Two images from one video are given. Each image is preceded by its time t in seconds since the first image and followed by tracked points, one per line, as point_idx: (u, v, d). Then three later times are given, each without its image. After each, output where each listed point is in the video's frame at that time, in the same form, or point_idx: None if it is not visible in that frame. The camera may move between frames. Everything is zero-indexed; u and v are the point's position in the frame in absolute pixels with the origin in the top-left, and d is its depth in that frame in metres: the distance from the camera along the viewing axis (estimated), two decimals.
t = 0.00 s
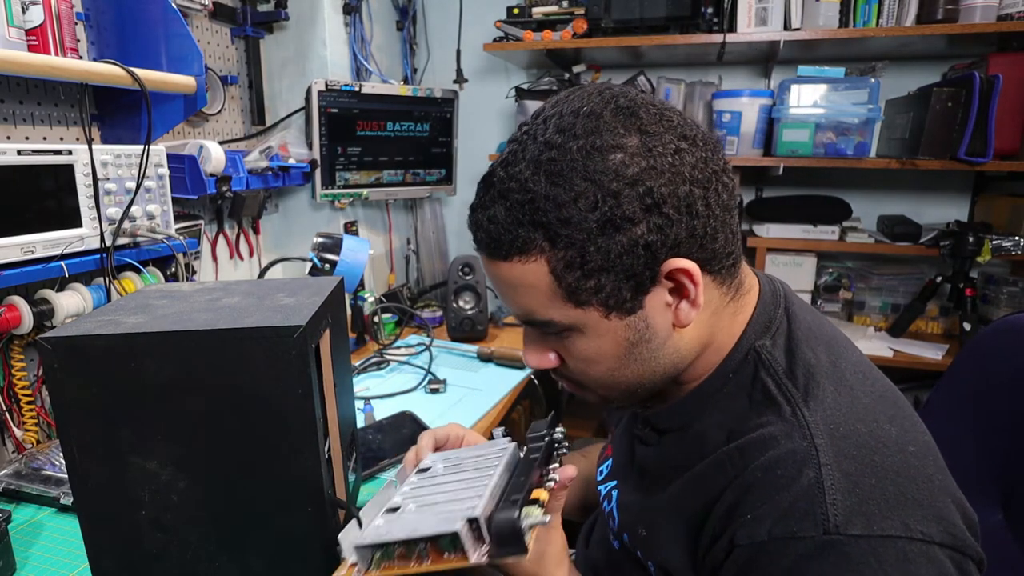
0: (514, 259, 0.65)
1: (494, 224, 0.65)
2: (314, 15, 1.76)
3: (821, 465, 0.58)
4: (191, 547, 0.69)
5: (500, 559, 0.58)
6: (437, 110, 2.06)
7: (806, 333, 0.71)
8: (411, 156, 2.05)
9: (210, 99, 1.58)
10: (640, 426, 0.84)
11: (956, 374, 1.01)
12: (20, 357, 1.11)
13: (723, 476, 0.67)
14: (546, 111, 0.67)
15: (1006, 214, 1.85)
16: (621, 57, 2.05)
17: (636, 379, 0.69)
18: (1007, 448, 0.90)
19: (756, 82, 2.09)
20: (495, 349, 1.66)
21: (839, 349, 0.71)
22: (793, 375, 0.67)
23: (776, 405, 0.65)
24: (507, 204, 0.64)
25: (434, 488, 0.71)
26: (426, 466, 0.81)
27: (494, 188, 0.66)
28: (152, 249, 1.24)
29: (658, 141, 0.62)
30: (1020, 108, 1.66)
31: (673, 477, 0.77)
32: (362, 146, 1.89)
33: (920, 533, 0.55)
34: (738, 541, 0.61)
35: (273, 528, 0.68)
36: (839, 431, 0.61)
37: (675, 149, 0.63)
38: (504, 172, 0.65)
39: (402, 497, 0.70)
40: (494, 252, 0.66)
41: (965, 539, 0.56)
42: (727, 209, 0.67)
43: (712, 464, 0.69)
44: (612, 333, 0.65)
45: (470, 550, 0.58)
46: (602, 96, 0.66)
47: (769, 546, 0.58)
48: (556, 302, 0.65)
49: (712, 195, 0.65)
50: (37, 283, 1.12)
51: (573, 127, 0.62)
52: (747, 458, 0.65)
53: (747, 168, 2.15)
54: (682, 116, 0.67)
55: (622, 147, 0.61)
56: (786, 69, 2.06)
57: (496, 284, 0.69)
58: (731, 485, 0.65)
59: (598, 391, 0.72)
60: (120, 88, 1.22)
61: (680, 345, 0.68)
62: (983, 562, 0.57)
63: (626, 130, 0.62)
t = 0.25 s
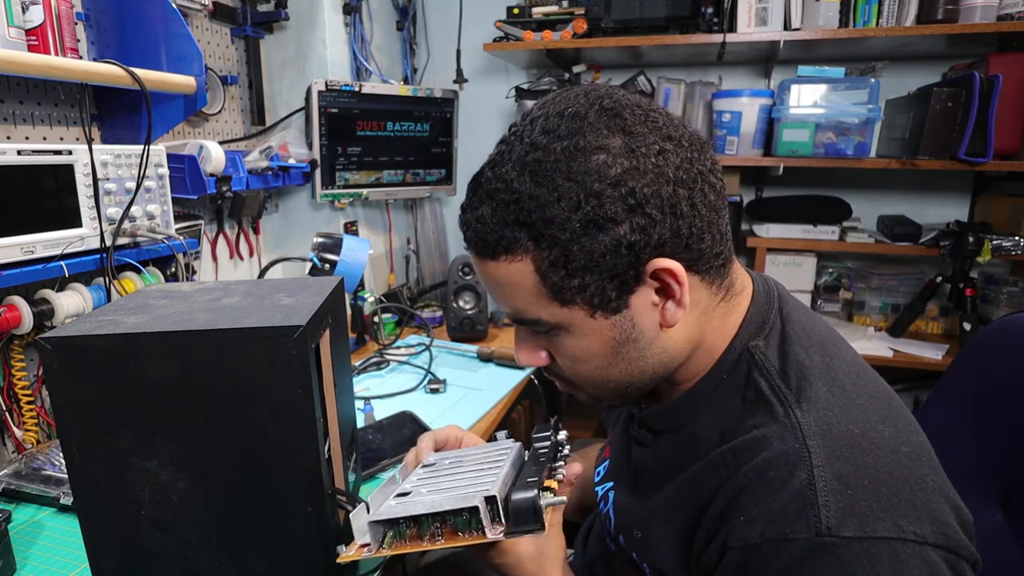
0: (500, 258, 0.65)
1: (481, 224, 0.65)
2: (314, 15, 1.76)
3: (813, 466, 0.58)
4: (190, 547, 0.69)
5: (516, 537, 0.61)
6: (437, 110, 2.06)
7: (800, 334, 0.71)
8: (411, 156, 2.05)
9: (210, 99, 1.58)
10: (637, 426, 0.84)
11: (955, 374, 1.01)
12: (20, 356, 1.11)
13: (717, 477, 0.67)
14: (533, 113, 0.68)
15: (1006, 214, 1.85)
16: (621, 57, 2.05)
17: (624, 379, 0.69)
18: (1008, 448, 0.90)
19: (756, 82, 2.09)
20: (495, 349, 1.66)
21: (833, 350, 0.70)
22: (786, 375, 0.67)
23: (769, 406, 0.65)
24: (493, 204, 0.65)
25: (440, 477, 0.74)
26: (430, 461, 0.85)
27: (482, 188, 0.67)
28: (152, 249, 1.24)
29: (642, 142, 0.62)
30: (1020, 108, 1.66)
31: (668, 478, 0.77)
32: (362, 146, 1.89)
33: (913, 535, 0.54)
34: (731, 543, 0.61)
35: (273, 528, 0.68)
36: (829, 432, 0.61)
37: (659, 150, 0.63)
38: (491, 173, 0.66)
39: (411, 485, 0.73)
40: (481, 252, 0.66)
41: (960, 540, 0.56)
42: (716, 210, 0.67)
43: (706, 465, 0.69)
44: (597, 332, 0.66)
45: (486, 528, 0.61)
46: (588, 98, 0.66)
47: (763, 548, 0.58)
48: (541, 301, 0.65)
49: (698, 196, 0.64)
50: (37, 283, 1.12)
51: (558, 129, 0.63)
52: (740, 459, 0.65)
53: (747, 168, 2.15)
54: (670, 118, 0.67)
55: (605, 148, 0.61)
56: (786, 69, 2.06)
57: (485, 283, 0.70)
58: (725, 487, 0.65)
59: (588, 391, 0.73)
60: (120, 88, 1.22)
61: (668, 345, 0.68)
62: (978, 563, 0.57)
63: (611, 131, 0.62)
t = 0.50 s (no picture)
0: (492, 257, 0.65)
1: (473, 224, 0.65)
2: (314, 15, 1.76)
3: (811, 469, 0.58)
4: (191, 547, 0.69)
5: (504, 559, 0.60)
6: (437, 110, 2.06)
7: (797, 335, 0.71)
8: (411, 156, 2.05)
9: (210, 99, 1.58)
10: (635, 428, 0.84)
11: (955, 374, 1.01)
12: (20, 357, 1.11)
13: (716, 480, 0.67)
14: (524, 114, 0.68)
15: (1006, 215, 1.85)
16: (621, 57, 2.05)
17: (618, 379, 0.69)
18: (1009, 448, 0.90)
19: (756, 82, 2.09)
20: (495, 349, 1.66)
21: (830, 351, 0.70)
22: (782, 376, 0.67)
23: (766, 408, 0.65)
24: (485, 203, 0.65)
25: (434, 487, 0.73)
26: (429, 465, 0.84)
27: (474, 188, 0.67)
28: (152, 249, 1.24)
29: (632, 141, 0.62)
30: (1020, 108, 1.66)
31: (666, 480, 0.77)
32: (362, 146, 1.89)
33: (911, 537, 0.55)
34: (729, 548, 0.61)
35: (273, 528, 0.68)
36: (826, 434, 0.61)
37: (648, 149, 0.63)
38: (483, 173, 0.66)
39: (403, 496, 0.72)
40: (473, 251, 0.66)
41: (957, 541, 0.56)
42: (708, 210, 0.67)
43: (704, 468, 0.69)
44: (589, 331, 0.66)
45: (474, 549, 0.60)
46: (579, 98, 0.66)
47: (760, 552, 0.58)
48: (533, 300, 0.65)
49: (688, 195, 0.64)
50: (37, 283, 1.12)
51: (548, 128, 0.63)
52: (738, 463, 0.65)
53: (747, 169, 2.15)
54: (662, 118, 0.67)
55: (594, 147, 0.61)
56: (786, 69, 2.06)
57: (478, 283, 0.70)
58: (722, 490, 0.65)
59: (583, 391, 0.72)
60: (120, 88, 1.22)
61: (661, 344, 0.68)
62: (976, 565, 0.58)
63: (601, 130, 0.62)
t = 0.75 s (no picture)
0: (488, 257, 0.65)
1: (469, 225, 0.65)
2: (314, 15, 1.76)
3: (810, 473, 0.58)
4: (190, 547, 0.69)
5: None
6: (437, 110, 2.06)
7: (796, 337, 0.71)
8: (411, 156, 2.05)
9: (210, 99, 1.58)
10: (634, 429, 0.84)
11: (955, 374, 1.00)
12: (20, 357, 1.11)
13: (714, 483, 0.67)
14: (519, 115, 0.68)
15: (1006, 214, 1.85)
16: (621, 57, 2.05)
17: (616, 380, 0.69)
18: (1009, 448, 0.90)
19: (756, 82, 2.09)
20: (495, 349, 1.66)
21: (829, 353, 0.70)
22: (780, 378, 0.67)
23: (764, 410, 0.65)
24: (480, 203, 0.65)
25: (433, 493, 0.72)
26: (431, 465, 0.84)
27: (470, 189, 0.67)
28: (152, 249, 1.24)
29: (626, 141, 0.62)
30: (1020, 108, 1.66)
31: (666, 481, 0.77)
32: (362, 146, 1.89)
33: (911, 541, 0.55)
34: (728, 551, 0.61)
35: (273, 528, 0.68)
36: (825, 436, 0.61)
37: (643, 149, 0.63)
38: (478, 174, 0.66)
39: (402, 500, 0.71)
40: (469, 252, 0.66)
41: (957, 543, 0.57)
42: (704, 210, 0.67)
43: (703, 470, 0.69)
44: (586, 331, 0.66)
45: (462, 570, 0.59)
46: (574, 98, 0.66)
47: (760, 555, 0.58)
48: (530, 301, 0.65)
49: (684, 195, 0.64)
50: (37, 283, 1.12)
51: (543, 129, 0.63)
52: (736, 466, 0.65)
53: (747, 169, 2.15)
54: (657, 118, 0.67)
55: (589, 148, 0.61)
56: (786, 69, 2.06)
57: (475, 285, 0.70)
58: (721, 494, 0.65)
59: (582, 391, 0.72)
60: (120, 88, 1.22)
61: (658, 344, 0.68)
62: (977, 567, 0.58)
63: (595, 130, 0.62)
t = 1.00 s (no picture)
0: (491, 251, 0.65)
1: (473, 218, 0.65)
2: (314, 15, 1.76)
3: (811, 476, 0.58)
4: (190, 547, 0.69)
5: None
6: (437, 110, 2.06)
7: (796, 338, 0.71)
8: (411, 156, 2.05)
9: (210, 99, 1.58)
10: (634, 430, 0.84)
11: (955, 374, 1.00)
12: (20, 357, 1.11)
13: (715, 486, 0.67)
14: (523, 111, 0.68)
15: (1006, 214, 1.85)
16: (622, 57, 2.05)
17: (618, 378, 0.69)
18: (1009, 448, 0.90)
19: (756, 82, 2.09)
20: (495, 349, 1.66)
21: (829, 354, 0.70)
22: (780, 379, 0.67)
23: (764, 412, 0.65)
24: (484, 197, 0.65)
25: (436, 492, 0.73)
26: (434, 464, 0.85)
27: (473, 183, 0.67)
28: (152, 249, 1.24)
29: (631, 135, 0.63)
30: (1020, 108, 1.66)
31: (666, 483, 0.77)
32: (362, 146, 1.89)
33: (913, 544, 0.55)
34: (728, 555, 0.61)
35: (273, 528, 0.68)
36: (825, 437, 0.61)
37: (647, 142, 0.63)
38: (482, 168, 0.66)
39: (404, 497, 0.71)
40: (472, 246, 0.66)
41: (959, 546, 0.56)
42: (706, 205, 0.67)
43: (704, 473, 0.69)
44: (590, 327, 0.65)
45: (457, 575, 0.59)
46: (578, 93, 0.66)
47: (761, 559, 0.58)
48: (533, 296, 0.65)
49: (688, 189, 0.65)
50: (37, 283, 1.12)
51: (548, 122, 0.63)
52: (737, 468, 0.65)
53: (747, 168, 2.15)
54: (660, 116, 0.67)
55: (594, 141, 0.62)
56: (786, 69, 2.06)
57: (477, 281, 0.69)
58: (722, 496, 0.65)
59: (583, 391, 0.72)
60: (120, 88, 1.22)
61: (661, 340, 0.68)
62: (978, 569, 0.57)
63: (600, 124, 0.63)
